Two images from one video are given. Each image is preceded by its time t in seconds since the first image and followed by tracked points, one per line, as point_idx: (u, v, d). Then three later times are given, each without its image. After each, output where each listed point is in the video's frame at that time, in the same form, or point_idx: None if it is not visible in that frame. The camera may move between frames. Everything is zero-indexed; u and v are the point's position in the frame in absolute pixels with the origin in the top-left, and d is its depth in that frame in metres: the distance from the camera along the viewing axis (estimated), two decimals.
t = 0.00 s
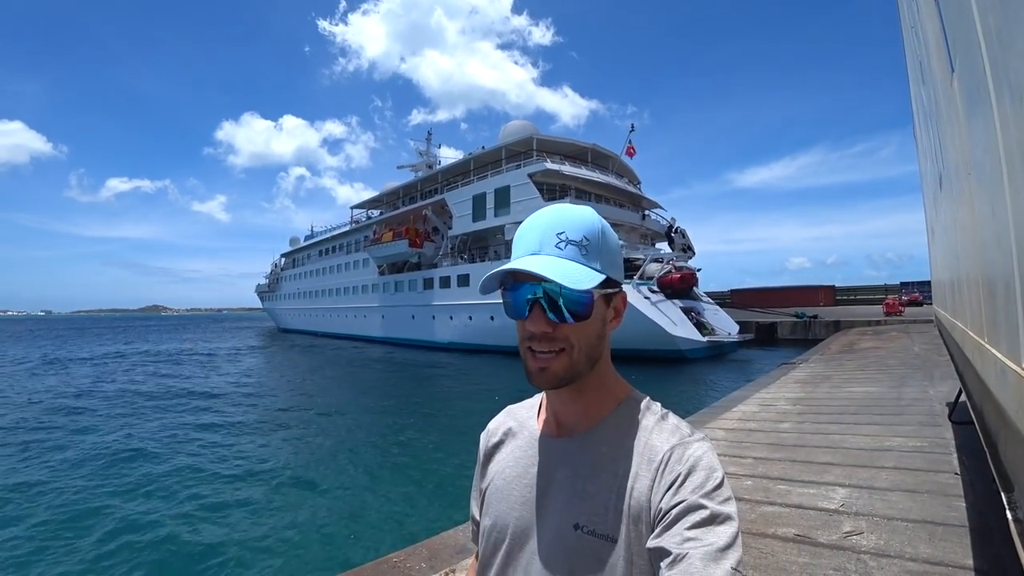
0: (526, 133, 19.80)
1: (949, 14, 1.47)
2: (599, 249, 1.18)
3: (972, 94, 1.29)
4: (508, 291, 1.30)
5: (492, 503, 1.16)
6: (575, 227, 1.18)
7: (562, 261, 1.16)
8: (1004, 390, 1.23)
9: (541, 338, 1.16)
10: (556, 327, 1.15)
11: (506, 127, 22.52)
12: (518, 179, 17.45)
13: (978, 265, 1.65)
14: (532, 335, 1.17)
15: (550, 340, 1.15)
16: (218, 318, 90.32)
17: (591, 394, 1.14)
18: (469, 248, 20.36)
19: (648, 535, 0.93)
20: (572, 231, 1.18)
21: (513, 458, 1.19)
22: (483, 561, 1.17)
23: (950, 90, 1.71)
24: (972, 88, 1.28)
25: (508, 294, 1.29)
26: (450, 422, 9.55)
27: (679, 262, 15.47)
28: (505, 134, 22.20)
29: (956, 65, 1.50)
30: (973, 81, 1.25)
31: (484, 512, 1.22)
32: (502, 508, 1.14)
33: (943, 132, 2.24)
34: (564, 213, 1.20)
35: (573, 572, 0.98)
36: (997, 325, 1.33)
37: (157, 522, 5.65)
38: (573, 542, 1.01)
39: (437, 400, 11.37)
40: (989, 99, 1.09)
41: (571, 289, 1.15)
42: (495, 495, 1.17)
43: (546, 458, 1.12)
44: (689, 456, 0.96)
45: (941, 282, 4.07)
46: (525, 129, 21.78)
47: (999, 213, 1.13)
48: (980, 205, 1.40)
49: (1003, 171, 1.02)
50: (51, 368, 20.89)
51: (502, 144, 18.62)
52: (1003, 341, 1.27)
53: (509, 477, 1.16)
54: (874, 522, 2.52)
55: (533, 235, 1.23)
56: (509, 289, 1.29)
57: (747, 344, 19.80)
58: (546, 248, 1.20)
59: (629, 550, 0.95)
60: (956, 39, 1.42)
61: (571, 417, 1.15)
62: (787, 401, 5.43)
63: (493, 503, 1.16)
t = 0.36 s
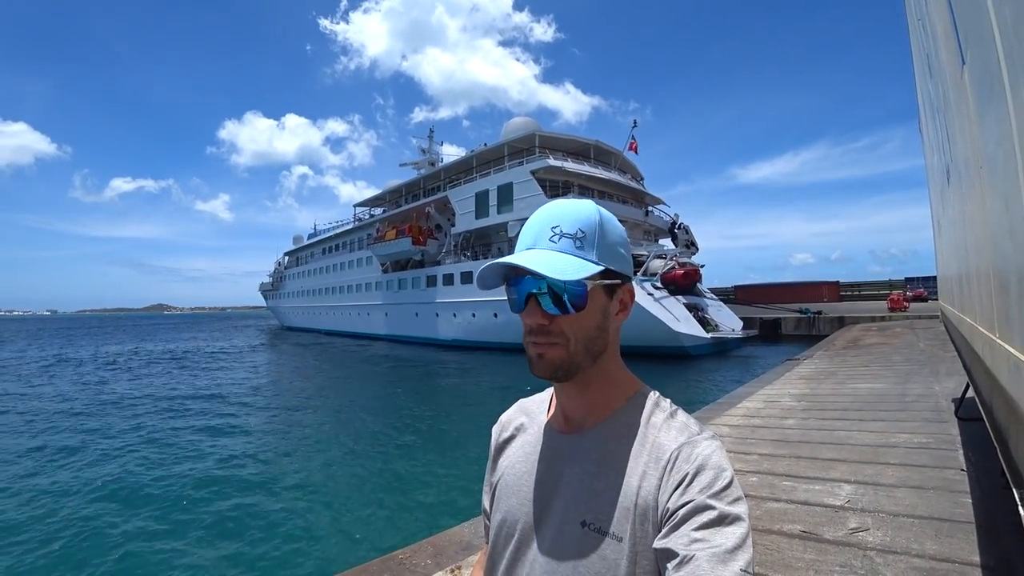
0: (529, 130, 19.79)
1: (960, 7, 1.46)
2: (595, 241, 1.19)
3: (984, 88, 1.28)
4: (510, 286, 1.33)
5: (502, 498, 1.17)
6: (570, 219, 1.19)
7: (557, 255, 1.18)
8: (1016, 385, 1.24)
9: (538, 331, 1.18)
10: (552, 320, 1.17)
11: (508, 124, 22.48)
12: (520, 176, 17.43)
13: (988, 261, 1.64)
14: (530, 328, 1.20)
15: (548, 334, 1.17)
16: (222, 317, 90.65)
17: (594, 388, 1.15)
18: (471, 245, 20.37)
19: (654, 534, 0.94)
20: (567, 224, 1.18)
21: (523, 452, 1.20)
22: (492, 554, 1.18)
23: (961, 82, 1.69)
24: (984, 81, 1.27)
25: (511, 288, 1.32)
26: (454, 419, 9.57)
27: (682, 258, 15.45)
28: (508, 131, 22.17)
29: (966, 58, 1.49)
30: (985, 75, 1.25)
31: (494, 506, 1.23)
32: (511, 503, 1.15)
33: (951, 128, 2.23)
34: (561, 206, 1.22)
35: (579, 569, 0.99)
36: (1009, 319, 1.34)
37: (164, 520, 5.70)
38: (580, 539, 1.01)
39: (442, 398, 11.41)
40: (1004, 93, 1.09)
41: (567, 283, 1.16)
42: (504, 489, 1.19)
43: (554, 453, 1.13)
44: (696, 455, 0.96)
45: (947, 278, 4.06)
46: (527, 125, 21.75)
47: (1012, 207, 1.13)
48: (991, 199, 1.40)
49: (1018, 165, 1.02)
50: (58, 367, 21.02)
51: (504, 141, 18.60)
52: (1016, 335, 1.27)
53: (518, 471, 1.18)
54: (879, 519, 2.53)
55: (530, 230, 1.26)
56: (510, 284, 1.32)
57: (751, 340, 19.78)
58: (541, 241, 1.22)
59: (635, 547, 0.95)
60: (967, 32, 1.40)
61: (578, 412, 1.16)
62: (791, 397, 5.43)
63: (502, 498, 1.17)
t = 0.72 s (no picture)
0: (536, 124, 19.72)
1: None
2: (598, 231, 1.20)
3: (1003, 78, 1.27)
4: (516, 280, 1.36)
5: (511, 493, 1.18)
6: (573, 211, 1.21)
7: (559, 243, 1.21)
8: None
9: (537, 319, 1.19)
10: (552, 308, 1.18)
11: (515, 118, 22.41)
12: (527, 171, 17.40)
13: (1005, 254, 1.62)
14: (531, 316, 1.21)
15: (548, 323, 1.18)
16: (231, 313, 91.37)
17: (602, 383, 1.16)
18: (478, 240, 20.39)
19: (665, 533, 0.95)
20: (569, 214, 1.21)
21: (533, 447, 1.21)
22: (502, 548, 1.20)
23: (978, 73, 1.67)
24: (1004, 70, 1.25)
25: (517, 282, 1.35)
26: (462, 414, 9.62)
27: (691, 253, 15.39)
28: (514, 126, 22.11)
29: (984, 48, 1.47)
30: (1005, 67, 1.23)
31: (503, 500, 1.25)
32: (519, 498, 1.16)
33: (966, 120, 2.20)
34: (566, 200, 1.25)
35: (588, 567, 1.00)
36: None
37: (178, 515, 5.78)
38: (589, 536, 1.02)
39: (450, 393, 11.47)
40: None
41: (566, 271, 1.17)
42: (513, 483, 1.20)
43: (564, 450, 1.14)
44: (709, 453, 0.97)
45: (960, 272, 4.03)
46: (534, 120, 21.67)
47: None
48: (1009, 193, 1.39)
49: None
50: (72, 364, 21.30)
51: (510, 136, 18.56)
52: None
53: (527, 466, 1.19)
54: (890, 514, 2.53)
55: (536, 223, 1.30)
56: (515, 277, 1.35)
57: (759, 334, 19.70)
58: (544, 233, 1.25)
59: (647, 546, 0.95)
60: (985, 21, 1.38)
61: (587, 408, 1.17)
62: (801, 392, 5.41)
63: (511, 493, 1.18)
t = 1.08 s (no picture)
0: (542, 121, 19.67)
1: None
2: (606, 228, 1.22)
3: (1012, 71, 1.26)
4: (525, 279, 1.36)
5: (517, 488, 1.20)
6: (580, 207, 1.23)
7: (568, 238, 1.21)
8: None
9: (547, 315, 1.20)
10: (561, 303, 1.18)
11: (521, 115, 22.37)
12: (534, 168, 17.37)
13: (1015, 248, 1.62)
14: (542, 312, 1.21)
15: (557, 318, 1.18)
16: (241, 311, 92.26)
17: (610, 380, 1.17)
18: (485, 238, 20.41)
19: (672, 528, 0.96)
20: (577, 210, 1.23)
21: (540, 442, 1.22)
22: (509, 542, 1.21)
23: (987, 66, 1.66)
24: (1013, 63, 1.24)
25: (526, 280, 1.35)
26: (470, 411, 9.67)
27: (698, 249, 15.32)
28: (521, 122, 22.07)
29: (995, 40, 1.46)
30: (1015, 60, 1.22)
31: (510, 495, 1.26)
32: (526, 492, 1.17)
33: (977, 114, 2.17)
34: (573, 195, 1.26)
35: (594, 561, 1.01)
36: None
37: (191, 511, 5.86)
38: (596, 530, 1.03)
39: (458, 389, 11.52)
40: None
41: (576, 268, 1.18)
42: (520, 477, 1.21)
43: (571, 445, 1.15)
44: (716, 448, 0.98)
45: (972, 267, 3.98)
46: (541, 116, 21.64)
47: None
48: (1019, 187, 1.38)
49: None
50: (86, 362, 21.60)
51: (517, 133, 18.54)
52: None
53: (534, 461, 1.20)
54: (900, 511, 2.52)
55: (543, 219, 1.31)
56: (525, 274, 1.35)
57: (768, 330, 19.60)
58: (553, 229, 1.26)
59: (653, 540, 0.96)
60: (995, 12, 1.37)
61: (595, 403, 1.19)
62: (810, 389, 5.39)
63: (518, 488, 1.20)
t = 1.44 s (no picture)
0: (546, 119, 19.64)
1: None
2: (617, 224, 1.24)
3: (1018, 71, 1.25)
4: (531, 274, 1.34)
5: (519, 487, 1.21)
6: (592, 203, 1.24)
7: (585, 231, 1.20)
8: None
9: (562, 309, 1.19)
10: (578, 296, 1.18)
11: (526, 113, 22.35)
12: (538, 166, 17.35)
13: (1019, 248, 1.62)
14: (556, 306, 1.20)
15: (572, 313, 1.18)
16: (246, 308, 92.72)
17: (616, 376, 1.18)
18: (490, 236, 20.45)
19: (676, 525, 0.97)
20: (590, 205, 1.24)
21: (542, 442, 1.23)
22: (512, 541, 1.22)
23: (993, 66, 1.65)
24: (1019, 63, 1.24)
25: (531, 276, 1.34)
26: (474, 409, 9.69)
27: (703, 247, 15.28)
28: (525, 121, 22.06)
29: (1000, 40, 1.45)
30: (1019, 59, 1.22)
31: (512, 494, 1.27)
32: (529, 492, 1.18)
33: (983, 113, 2.17)
34: (583, 190, 1.27)
35: (600, 557, 1.02)
36: None
37: (199, 508, 5.92)
38: (600, 528, 1.05)
39: (462, 387, 11.54)
40: None
41: (592, 262, 1.19)
42: (522, 478, 1.22)
43: (574, 445, 1.16)
44: (721, 446, 0.99)
45: (977, 266, 3.96)
46: (545, 114, 21.62)
47: None
48: None
49: None
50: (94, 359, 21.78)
51: (522, 131, 18.53)
52: None
53: (536, 460, 1.21)
54: (904, 510, 2.52)
55: (553, 212, 1.29)
56: (531, 268, 1.33)
57: (772, 329, 19.55)
58: (566, 221, 1.24)
59: (659, 537, 0.98)
60: (1000, 12, 1.36)
61: (598, 402, 1.19)
62: (815, 387, 5.38)
63: (520, 488, 1.20)
